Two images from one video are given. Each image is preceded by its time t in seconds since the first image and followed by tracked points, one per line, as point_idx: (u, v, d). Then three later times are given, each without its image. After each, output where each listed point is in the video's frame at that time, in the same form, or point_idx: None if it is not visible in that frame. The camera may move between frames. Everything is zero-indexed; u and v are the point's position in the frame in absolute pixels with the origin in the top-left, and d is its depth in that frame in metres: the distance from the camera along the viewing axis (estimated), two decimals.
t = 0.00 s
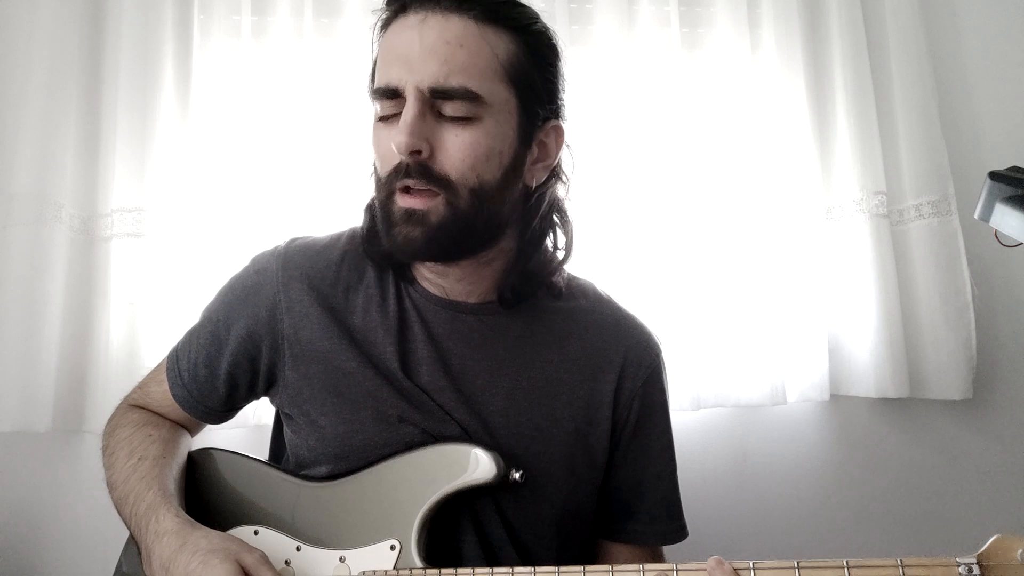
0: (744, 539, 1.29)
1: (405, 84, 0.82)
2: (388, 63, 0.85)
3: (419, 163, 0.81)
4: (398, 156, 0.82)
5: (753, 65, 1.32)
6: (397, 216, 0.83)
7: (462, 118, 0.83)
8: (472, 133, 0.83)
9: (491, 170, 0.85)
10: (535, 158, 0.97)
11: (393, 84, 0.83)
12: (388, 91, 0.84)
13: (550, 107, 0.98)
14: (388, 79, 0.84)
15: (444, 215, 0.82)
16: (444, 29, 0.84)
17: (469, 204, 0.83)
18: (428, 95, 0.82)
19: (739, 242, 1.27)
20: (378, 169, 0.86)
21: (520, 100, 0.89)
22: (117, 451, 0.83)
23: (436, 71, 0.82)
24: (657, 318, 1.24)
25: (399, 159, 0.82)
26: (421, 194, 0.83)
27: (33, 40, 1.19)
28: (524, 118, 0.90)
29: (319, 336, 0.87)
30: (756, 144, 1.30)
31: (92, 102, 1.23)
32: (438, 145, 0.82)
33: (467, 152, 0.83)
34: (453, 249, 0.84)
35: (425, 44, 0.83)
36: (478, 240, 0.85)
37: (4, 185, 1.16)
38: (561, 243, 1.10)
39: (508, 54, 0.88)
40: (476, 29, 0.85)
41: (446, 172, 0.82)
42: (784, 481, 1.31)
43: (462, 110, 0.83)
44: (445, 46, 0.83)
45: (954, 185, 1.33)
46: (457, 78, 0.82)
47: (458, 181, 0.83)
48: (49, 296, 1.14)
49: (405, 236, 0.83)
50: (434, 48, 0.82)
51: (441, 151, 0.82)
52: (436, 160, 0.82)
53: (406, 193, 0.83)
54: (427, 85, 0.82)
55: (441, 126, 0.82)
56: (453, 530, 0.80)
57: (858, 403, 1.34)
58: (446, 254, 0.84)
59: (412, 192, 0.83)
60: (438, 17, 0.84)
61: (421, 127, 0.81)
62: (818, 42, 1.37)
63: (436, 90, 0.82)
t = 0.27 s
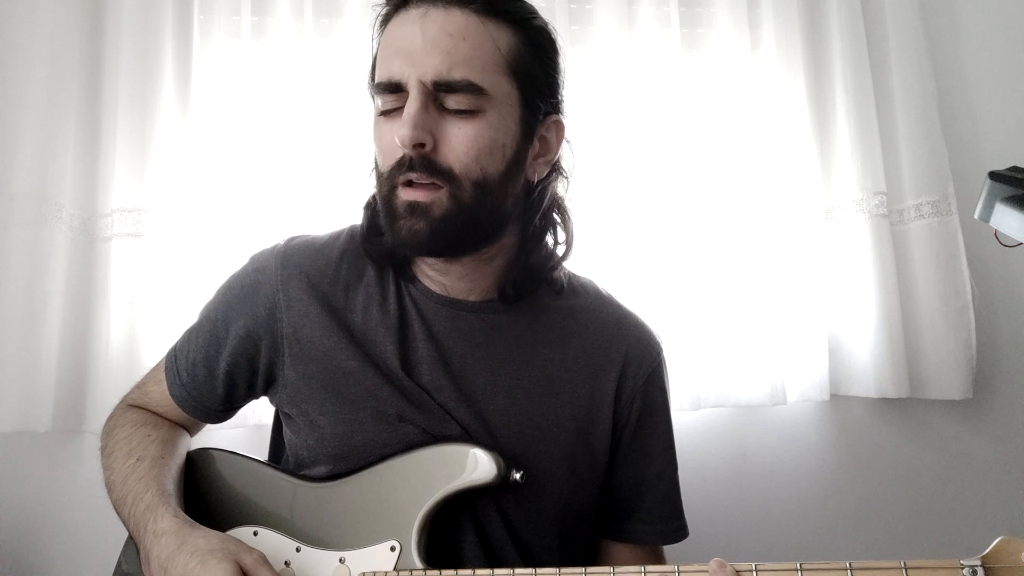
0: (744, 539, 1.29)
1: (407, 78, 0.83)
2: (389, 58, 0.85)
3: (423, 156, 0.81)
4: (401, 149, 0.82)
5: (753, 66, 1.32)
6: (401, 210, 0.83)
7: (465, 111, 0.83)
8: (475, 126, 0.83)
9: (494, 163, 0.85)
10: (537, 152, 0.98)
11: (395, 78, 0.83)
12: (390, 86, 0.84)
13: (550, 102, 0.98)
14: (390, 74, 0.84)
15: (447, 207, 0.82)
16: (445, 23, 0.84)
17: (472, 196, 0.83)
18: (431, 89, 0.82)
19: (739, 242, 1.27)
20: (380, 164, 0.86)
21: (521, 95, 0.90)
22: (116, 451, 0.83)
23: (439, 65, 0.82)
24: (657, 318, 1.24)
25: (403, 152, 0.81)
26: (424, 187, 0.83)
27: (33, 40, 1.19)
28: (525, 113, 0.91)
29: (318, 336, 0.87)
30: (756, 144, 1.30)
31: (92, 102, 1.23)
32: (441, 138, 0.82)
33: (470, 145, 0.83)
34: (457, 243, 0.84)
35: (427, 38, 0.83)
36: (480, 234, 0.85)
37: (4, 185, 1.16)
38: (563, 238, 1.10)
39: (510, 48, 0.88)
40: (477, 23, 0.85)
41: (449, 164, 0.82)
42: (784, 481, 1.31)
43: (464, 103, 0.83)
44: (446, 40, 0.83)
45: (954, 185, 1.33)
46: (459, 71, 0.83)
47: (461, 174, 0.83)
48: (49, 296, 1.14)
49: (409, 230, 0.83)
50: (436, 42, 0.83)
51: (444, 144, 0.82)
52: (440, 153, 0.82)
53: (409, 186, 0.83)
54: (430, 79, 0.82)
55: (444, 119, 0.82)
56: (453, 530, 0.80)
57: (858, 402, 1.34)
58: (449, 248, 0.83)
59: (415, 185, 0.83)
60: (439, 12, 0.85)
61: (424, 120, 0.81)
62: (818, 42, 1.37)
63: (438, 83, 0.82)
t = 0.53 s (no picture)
0: (744, 538, 1.29)
1: (410, 86, 0.82)
2: (391, 66, 0.85)
3: (426, 164, 0.81)
4: (404, 158, 0.81)
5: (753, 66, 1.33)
6: (404, 216, 0.83)
7: (468, 118, 0.83)
8: (478, 133, 0.83)
9: (496, 169, 0.85)
10: (538, 157, 0.97)
11: (397, 85, 0.83)
12: (392, 93, 0.84)
13: (551, 105, 0.98)
14: (392, 81, 0.84)
15: (451, 213, 0.82)
16: (447, 31, 0.84)
17: (476, 202, 0.83)
18: (433, 96, 0.82)
19: (740, 242, 1.27)
20: (383, 171, 0.86)
21: (523, 100, 0.90)
22: (119, 450, 0.83)
23: (441, 72, 0.82)
24: (657, 318, 1.24)
25: (406, 160, 0.81)
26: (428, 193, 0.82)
27: (33, 41, 1.19)
28: (527, 118, 0.91)
29: (320, 336, 0.87)
30: (756, 144, 1.30)
31: (92, 103, 1.23)
32: (445, 145, 0.82)
33: (474, 152, 0.83)
34: (460, 247, 0.84)
35: (429, 46, 0.83)
36: (483, 238, 0.86)
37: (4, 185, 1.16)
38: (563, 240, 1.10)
39: (511, 54, 0.88)
40: (479, 30, 0.85)
41: (453, 172, 0.82)
42: (784, 481, 1.31)
43: (467, 111, 0.83)
44: (449, 48, 0.83)
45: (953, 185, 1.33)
46: (462, 79, 0.83)
47: (465, 180, 0.83)
48: (50, 296, 1.14)
49: (412, 235, 0.83)
50: (438, 49, 0.83)
51: (448, 151, 0.82)
52: (443, 161, 0.82)
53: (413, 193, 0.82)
54: (433, 86, 0.82)
55: (447, 127, 0.83)
56: (454, 529, 0.80)
57: (857, 402, 1.34)
58: (452, 252, 0.84)
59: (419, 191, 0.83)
60: (441, 20, 0.85)
61: (427, 128, 0.81)
62: (817, 42, 1.37)
63: (441, 91, 0.82)
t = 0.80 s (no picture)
0: (744, 538, 1.29)
1: (412, 91, 0.82)
2: (392, 71, 0.85)
3: (431, 169, 0.81)
4: (407, 164, 0.81)
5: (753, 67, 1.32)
6: (408, 219, 0.83)
7: (471, 123, 0.83)
8: (481, 137, 0.83)
9: (499, 172, 0.85)
10: (538, 158, 0.97)
11: (399, 91, 0.83)
12: (394, 99, 0.84)
13: (550, 106, 0.98)
14: (393, 86, 0.84)
15: (455, 216, 0.82)
16: (449, 36, 0.84)
17: (479, 204, 0.83)
18: (436, 102, 0.82)
19: (740, 243, 1.27)
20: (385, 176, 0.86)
21: (523, 103, 0.90)
22: (120, 449, 0.83)
23: (443, 77, 0.82)
24: (657, 318, 1.24)
25: (410, 165, 0.81)
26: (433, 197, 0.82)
27: (33, 41, 1.19)
28: (527, 121, 0.91)
29: (320, 336, 0.87)
30: (757, 144, 1.30)
31: (92, 103, 1.23)
32: (449, 150, 0.82)
33: (477, 156, 0.83)
34: (464, 251, 0.84)
35: (430, 50, 0.83)
36: (486, 240, 0.86)
37: (4, 185, 1.16)
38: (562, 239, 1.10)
39: (512, 58, 0.88)
40: (480, 35, 0.85)
41: (457, 176, 0.82)
42: (784, 481, 1.31)
43: (470, 115, 0.83)
44: (450, 52, 0.83)
45: (954, 185, 1.33)
46: (464, 84, 0.83)
47: (469, 184, 0.83)
48: (49, 296, 1.14)
49: (415, 239, 0.83)
50: (440, 54, 0.83)
51: (452, 156, 0.82)
52: (446, 166, 0.82)
53: (417, 197, 0.82)
54: (436, 91, 0.82)
55: (450, 131, 0.82)
56: (453, 528, 0.80)
57: (858, 402, 1.34)
58: (455, 254, 0.84)
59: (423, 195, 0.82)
60: (441, 24, 0.85)
61: (431, 133, 0.81)
62: (818, 43, 1.37)
63: (444, 96, 0.82)
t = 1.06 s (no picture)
0: (744, 539, 1.29)
1: (416, 78, 0.83)
2: (396, 59, 0.85)
3: (436, 154, 0.81)
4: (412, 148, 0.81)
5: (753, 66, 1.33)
6: (412, 207, 0.82)
7: (474, 108, 0.83)
8: (485, 123, 0.84)
9: (504, 160, 0.85)
10: (537, 151, 0.97)
11: (403, 78, 0.83)
12: (398, 86, 0.84)
13: (548, 100, 0.98)
14: (397, 74, 0.84)
15: (460, 204, 0.82)
16: (451, 24, 0.84)
17: (484, 193, 0.83)
18: (440, 87, 0.82)
19: (740, 243, 1.27)
20: (388, 164, 0.85)
21: (526, 93, 0.90)
22: (118, 451, 0.84)
23: (447, 63, 0.82)
24: (657, 318, 1.24)
25: (415, 151, 0.81)
26: (438, 183, 0.82)
27: (33, 41, 1.19)
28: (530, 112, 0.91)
29: (317, 336, 0.87)
30: (756, 143, 1.30)
31: (92, 103, 1.23)
32: (453, 136, 0.82)
33: (482, 143, 0.83)
34: (468, 239, 0.84)
35: (433, 37, 0.83)
36: (489, 229, 0.86)
37: (5, 185, 1.16)
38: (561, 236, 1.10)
39: (513, 49, 0.89)
40: (483, 24, 0.86)
41: (462, 162, 0.82)
42: (784, 481, 1.31)
43: (474, 101, 0.83)
44: (453, 39, 0.83)
45: (954, 185, 1.33)
46: (467, 69, 0.83)
47: (474, 170, 0.83)
48: (49, 296, 1.14)
49: (419, 227, 0.82)
50: (443, 41, 0.83)
51: (456, 142, 0.82)
52: (450, 150, 0.82)
53: (422, 184, 0.82)
54: (439, 78, 0.82)
55: (455, 118, 0.82)
56: (452, 530, 0.80)
57: (858, 402, 1.34)
58: (459, 244, 0.84)
59: (428, 182, 0.82)
60: (444, 12, 0.85)
61: (436, 120, 0.81)
62: (818, 43, 1.37)
63: (449, 82, 0.82)
